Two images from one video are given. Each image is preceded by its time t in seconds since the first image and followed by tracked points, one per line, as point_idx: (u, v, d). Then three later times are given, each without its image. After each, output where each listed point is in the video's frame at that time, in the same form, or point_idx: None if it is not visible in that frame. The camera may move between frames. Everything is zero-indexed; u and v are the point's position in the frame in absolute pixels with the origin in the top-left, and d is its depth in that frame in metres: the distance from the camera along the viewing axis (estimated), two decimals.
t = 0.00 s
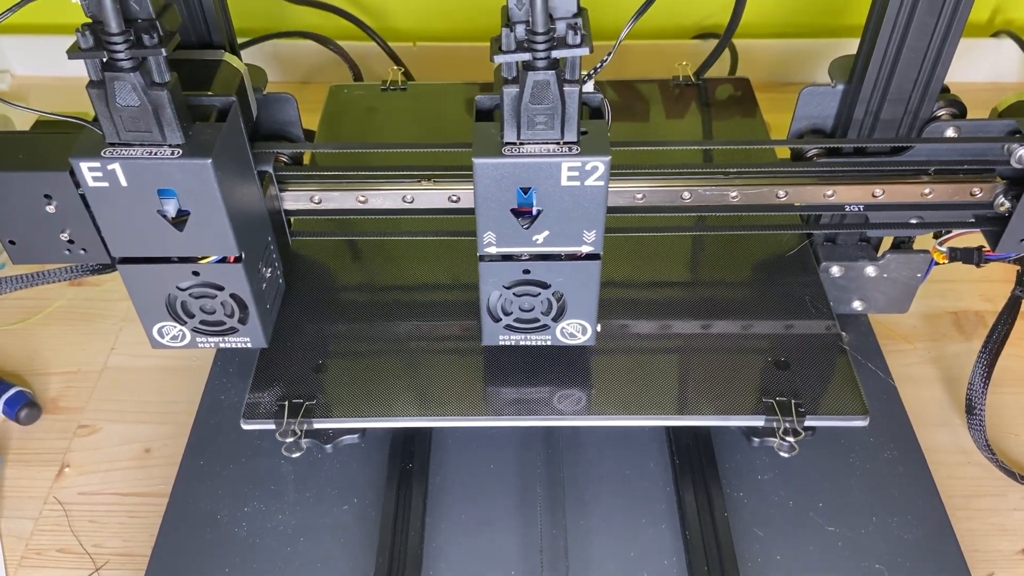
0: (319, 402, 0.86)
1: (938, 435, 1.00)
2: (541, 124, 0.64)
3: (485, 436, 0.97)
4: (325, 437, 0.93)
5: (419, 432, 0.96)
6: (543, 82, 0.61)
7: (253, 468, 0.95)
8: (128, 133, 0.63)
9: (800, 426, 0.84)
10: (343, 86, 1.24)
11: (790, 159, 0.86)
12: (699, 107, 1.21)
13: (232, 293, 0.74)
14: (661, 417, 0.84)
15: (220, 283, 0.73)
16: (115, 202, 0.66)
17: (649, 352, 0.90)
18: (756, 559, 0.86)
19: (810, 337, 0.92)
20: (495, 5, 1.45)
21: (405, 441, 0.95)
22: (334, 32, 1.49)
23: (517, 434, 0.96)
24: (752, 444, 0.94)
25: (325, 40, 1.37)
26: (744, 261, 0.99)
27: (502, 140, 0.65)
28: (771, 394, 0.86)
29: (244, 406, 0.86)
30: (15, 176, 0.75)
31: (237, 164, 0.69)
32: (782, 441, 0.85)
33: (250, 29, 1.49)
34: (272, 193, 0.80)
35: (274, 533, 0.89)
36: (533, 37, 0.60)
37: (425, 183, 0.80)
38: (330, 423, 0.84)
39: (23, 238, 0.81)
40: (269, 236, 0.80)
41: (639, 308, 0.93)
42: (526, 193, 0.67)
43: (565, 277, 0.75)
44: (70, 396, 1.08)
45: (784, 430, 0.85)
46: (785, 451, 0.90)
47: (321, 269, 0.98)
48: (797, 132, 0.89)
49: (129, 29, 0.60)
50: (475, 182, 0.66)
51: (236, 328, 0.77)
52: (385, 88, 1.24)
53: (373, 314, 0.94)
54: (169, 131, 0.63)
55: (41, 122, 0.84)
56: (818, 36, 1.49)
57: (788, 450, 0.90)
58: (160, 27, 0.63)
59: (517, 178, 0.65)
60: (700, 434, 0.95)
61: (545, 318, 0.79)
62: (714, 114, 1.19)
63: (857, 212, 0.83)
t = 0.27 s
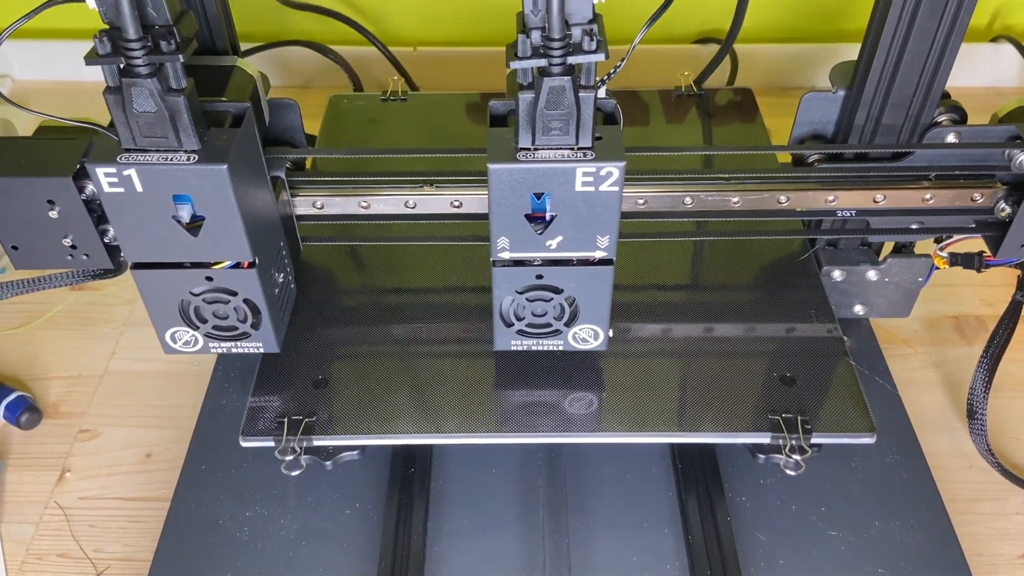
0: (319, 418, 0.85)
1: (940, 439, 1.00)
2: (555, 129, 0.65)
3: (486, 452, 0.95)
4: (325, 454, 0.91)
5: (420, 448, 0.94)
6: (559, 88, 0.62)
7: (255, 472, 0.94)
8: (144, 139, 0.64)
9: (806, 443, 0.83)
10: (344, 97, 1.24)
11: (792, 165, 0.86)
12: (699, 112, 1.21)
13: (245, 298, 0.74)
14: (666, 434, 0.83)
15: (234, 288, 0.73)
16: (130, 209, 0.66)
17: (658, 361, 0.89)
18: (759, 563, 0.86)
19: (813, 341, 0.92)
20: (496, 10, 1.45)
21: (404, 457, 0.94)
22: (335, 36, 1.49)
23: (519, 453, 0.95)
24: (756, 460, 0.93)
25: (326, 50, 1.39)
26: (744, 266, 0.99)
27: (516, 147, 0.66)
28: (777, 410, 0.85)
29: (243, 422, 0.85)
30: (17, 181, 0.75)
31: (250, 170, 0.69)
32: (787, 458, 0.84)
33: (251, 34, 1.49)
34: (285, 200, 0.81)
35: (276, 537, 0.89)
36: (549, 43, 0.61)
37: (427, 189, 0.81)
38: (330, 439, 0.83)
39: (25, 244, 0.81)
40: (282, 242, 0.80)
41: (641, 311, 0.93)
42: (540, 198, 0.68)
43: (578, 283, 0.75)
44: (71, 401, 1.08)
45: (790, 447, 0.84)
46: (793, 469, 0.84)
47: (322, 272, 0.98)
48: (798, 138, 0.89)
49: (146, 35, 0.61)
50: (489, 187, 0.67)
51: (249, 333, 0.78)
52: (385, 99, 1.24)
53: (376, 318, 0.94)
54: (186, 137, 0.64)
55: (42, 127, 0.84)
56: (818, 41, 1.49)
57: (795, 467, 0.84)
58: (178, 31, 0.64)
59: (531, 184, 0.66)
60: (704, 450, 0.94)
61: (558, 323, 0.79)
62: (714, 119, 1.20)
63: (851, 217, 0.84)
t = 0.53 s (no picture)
0: (317, 436, 0.84)
1: (939, 443, 1.00)
2: (567, 136, 0.65)
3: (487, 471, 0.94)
4: (324, 472, 0.90)
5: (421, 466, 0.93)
6: (571, 94, 0.63)
7: (254, 478, 0.94)
8: (157, 146, 0.64)
9: (811, 461, 0.81)
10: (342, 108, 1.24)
11: (791, 171, 0.86)
12: (696, 117, 1.21)
13: (256, 304, 0.75)
14: (668, 453, 0.82)
15: (245, 294, 0.74)
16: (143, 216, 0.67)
17: (665, 372, 0.89)
18: (758, 568, 0.86)
19: (811, 345, 0.92)
20: (495, 17, 1.46)
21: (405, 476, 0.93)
22: (335, 42, 1.50)
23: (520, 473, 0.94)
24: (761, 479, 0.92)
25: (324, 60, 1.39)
26: (743, 270, 0.99)
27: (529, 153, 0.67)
28: (781, 427, 0.84)
29: (240, 440, 0.84)
30: (18, 188, 0.75)
31: (263, 177, 0.70)
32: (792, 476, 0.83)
33: (251, 39, 1.49)
34: (295, 205, 0.80)
35: (275, 543, 0.89)
36: (562, 50, 0.61)
37: (427, 195, 0.80)
38: (328, 457, 0.82)
39: (26, 250, 0.81)
40: (292, 248, 0.80)
41: (640, 316, 0.93)
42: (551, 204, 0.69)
43: (589, 289, 0.75)
44: (71, 406, 1.08)
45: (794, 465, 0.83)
46: (797, 489, 0.83)
47: (320, 276, 0.98)
48: (797, 144, 0.90)
49: (161, 43, 0.61)
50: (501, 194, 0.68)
51: (259, 340, 0.78)
52: (384, 110, 1.24)
53: (374, 322, 0.94)
54: (198, 144, 0.64)
55: (43, 134, 0.84)
56: (817, 46, 1.49)
57: (800, 488, 0.83)
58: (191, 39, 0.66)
59: (542, 190, 0.66)
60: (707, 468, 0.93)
61: (568, 329, 0.80)
62: (712, 124, 1.20)
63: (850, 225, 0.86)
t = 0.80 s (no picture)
0: (311, 454, 0.83)
1: (936, 447, 1.00)
2: (576, 142, 0.65)
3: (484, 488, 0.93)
4: (319, 489, 0.90)
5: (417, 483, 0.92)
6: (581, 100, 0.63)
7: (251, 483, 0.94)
8: (167, 151, 0.64)
9: (812, 479, 0.80)
10: (339, 118, 1.24)
11: (787, 176, 0.86)
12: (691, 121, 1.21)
13: (263, 310, 0.75)
14: (667, 471, 0.81)
15: (253, 300, 0.74)
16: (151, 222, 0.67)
17: (666, 382, 0.88)
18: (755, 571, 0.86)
19: (808, 348, 0.92)
20: (492, 23, 1.46)
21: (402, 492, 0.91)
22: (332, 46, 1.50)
23: (518, 490, 0.93)
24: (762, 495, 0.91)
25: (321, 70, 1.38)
26: (739, 274, 0.99)
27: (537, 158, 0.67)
28: (781, 445, 0.83)
29: (234, 458, 0.83)
30: (16, 194, 0.75)
31: (271, 183, 0.70)
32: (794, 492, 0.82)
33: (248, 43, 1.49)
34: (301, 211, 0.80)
35: (272, 548, 0.89)
36: (571, 56, 0.62)
37: (424, 201, 0.81)
38: (323, 476, 0.81)
39: (23, 256, 0.81)
40: (299, 253, 0.80)
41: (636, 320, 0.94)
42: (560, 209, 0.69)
43: (597, 294, 0.75)
44: (67, 411, 1.07)
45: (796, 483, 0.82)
46: (799, 506, 0.84)
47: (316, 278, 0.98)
48: (793, 150, 0.90)
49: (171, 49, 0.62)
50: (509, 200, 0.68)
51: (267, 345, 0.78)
52: (381, 119, 1.23)
53: (371, 327, 0.94)
54: (208, 149, 0.64)
55: (40, 140, 0.84)
56: (813, 50, 1.50)
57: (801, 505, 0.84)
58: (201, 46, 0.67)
59: (551, 196, 0.67)
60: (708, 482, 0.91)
61: (575, 334, 0.80)
62: (707, 128, 1.20)
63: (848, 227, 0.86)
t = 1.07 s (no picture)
0: (307, 469, 0.82)
1: (933, 448, 1.00)
2: (585, 145, 0.66)
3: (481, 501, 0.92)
4: (315, 506, 0.89)
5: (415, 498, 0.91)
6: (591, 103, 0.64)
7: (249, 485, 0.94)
8: (179, 155, 0.65)
9: (813, 494, 0.79)
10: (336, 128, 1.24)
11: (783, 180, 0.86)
12: (687, 125, 1.22)
13: (272, 313, 0.75)
14: (667, 486, 0.80)
15: (262, 303, 0.74)
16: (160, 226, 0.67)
17: (667, 390, 0.88)
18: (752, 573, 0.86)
19: (805, 349, 0.92)
20: (490, 28, 1.47)
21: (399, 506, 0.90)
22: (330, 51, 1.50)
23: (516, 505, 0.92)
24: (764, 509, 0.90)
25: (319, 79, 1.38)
26: (735, 275, 0.99)
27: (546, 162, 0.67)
28: (782, 459, 0.82)
29: (228, 475, 0.82)
30: (14, 198, 0.76)
31: (280, 186, 0.70)
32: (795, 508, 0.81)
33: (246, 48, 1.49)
34: (309, 215, 0.80)
35: (270, 550, 0.89)
36: (581, 60, 0.62)
37: (422, 205, 0.81)
38: (319, 492, 0.80)
39: (21, 260, 0.81)
40: (307, 257, 0.80)
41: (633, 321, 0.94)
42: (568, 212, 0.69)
43: (605, 296, 0.75)
44: (65, 415, 1.07)
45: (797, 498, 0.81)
46: (801, 522, 0.87)
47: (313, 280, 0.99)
48: (790, 153, 0.90)
49: (184, 55, 0.63)
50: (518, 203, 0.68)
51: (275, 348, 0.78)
52: (378, 128, 1.23)
53: (368, 330, 0.94)
54: (219, 154, 0.65)
55: (38, 144, 0.84)
56: (810, 54, 1.50)
57: (804, 521, 0.87)
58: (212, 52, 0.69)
59: (560, 199, 0.67)
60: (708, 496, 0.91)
61: (583, 337, 0.80)
62: (704, 132, 1.20)
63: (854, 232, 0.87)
